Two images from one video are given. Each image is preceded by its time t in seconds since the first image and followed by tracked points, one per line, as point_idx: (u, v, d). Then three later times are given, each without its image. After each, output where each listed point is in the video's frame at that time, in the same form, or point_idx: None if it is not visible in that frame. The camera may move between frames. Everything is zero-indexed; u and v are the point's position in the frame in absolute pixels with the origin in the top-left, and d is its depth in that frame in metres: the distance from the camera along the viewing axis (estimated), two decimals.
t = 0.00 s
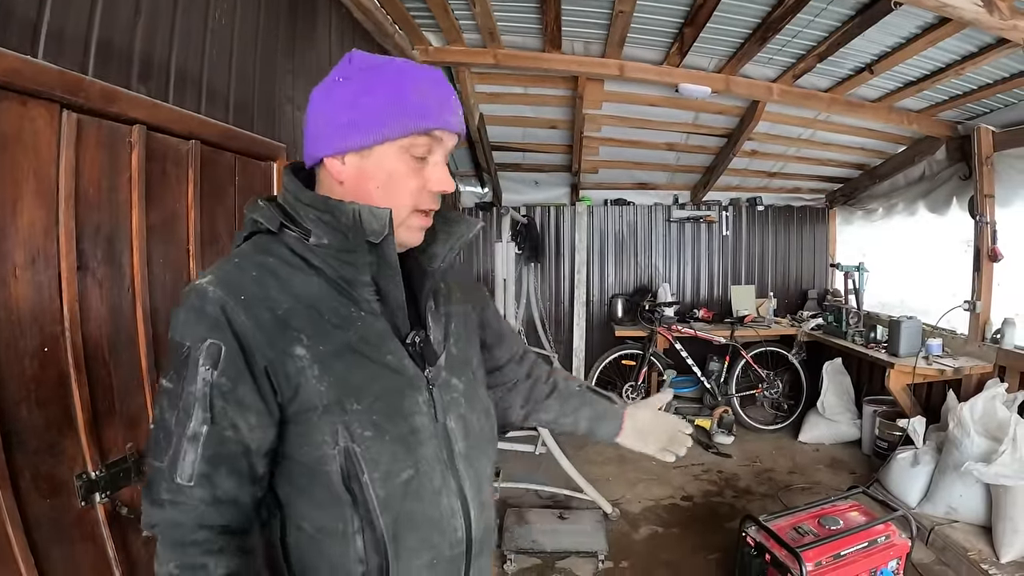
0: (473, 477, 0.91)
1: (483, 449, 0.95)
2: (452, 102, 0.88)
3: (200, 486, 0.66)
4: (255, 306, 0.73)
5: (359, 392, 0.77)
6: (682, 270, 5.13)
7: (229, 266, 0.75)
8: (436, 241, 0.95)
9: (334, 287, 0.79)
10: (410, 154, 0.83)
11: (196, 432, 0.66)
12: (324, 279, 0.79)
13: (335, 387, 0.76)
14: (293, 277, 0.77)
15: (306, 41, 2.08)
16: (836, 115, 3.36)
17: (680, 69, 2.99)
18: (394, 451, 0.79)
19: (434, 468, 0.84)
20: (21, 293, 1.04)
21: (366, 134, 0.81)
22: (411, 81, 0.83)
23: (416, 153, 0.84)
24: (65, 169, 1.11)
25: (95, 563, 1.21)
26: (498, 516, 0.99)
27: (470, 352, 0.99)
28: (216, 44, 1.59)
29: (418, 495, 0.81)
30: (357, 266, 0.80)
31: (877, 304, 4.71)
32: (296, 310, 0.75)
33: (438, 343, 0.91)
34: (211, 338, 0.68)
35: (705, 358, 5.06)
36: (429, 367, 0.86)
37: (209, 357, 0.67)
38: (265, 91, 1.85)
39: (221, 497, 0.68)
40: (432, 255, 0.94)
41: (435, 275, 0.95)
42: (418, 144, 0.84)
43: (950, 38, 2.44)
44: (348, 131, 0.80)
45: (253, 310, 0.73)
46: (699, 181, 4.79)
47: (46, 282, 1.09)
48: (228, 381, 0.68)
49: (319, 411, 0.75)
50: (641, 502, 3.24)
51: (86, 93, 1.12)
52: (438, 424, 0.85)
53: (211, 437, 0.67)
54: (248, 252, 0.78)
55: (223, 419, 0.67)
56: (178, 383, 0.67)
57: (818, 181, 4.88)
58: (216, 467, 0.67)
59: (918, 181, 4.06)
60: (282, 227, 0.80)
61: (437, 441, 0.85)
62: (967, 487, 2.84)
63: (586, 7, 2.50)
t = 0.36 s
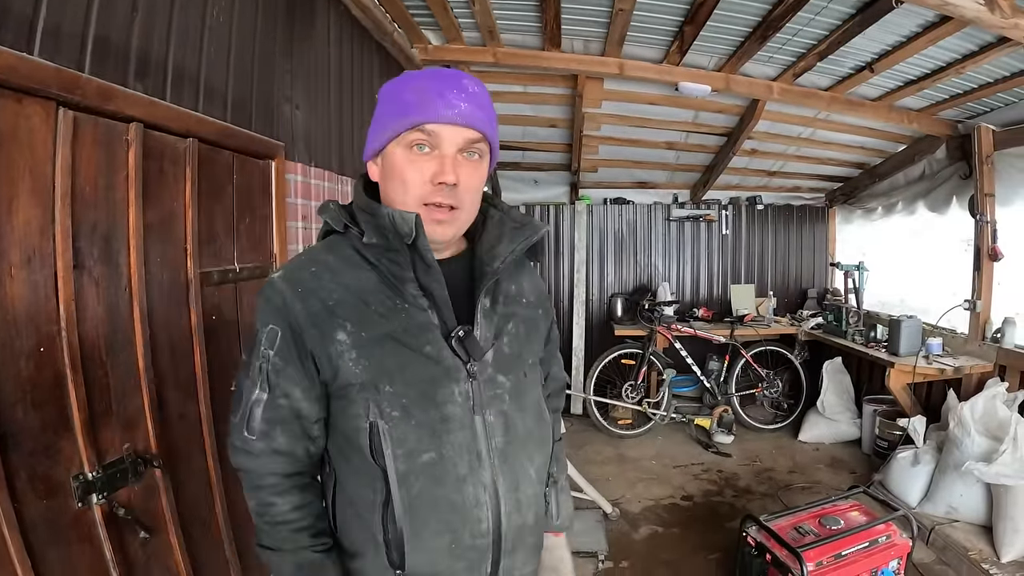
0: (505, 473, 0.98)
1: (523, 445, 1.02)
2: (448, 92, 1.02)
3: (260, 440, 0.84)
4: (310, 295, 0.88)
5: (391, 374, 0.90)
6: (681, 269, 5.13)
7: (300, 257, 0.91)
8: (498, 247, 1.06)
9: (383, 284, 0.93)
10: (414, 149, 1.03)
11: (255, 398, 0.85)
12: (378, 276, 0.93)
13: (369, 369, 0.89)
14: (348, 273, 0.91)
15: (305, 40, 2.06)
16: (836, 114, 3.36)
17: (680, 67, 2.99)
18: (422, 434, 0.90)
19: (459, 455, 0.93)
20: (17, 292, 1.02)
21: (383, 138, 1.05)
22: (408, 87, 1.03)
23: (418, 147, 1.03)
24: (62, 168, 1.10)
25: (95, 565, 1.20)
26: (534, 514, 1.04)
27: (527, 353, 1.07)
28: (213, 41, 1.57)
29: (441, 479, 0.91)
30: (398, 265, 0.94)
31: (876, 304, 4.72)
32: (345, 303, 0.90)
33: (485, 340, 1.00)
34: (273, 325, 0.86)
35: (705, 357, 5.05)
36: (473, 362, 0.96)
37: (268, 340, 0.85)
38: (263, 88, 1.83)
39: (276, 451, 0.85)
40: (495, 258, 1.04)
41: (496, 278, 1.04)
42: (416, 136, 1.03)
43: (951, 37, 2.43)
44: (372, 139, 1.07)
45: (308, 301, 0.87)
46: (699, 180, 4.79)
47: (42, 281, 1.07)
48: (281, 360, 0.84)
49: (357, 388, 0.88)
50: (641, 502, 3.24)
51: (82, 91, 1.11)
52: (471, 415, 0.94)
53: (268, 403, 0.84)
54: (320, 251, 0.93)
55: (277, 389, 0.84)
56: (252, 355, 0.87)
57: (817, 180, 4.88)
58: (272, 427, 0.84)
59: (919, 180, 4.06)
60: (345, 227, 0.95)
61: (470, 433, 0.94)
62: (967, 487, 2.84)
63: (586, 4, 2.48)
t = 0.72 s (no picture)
0: (496, 467, 1.01)
1: (519, 445, 1.03)
2: (460, 98, 1.08)
3: (266, 398, 0.90)
4: (333, 278, 0.99)
5: (394, 359, 0.99)
6: (681, 268, 5.13)
7: (336, 251, 1.04)
8: (512, 243, 1.10)
9: (401, 276, 1.03)
10: (432, 154, 1.09)
11: (273, 360, 0.92)
12: (396, 268, 1.04)
13: (375, 351, 0.99)
14: (370, 265, 1.03)
15: (304, 39, 2.06)
16: (837, 113, 3.36)
17: (680, 66, 2.98)
18: (416, 417, 0.98)
19: (449, 442, 0.99)
20: (15, 292, 1.02)
21: (405, 146, 1.12)
22: (422, 98, 1.11)
23: (437, 152, 1.09)
24: (60, 166, 1.09)
25: (93, 566, 1.19)
26: (530, 515, 1.06)
27: (539, 350, 1.07)
28: (212, 40, 1.56)
29: (429, 461, 0.99)
30: (409, 258, 1.03)
31: (877, 303, 4.72)
32: (363, 289, 1.00)
33: (490, 333, 1.04)
34: (303, 298, 0.97)
35: (705, 356, 5.06)
36: (473, 353, 1.01)
37: (298, 309, 0.96)
38: (263, 87, 1.82)
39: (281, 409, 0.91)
40: (507, 252, 1.09)
41: (508, 273, 1.08)
42: (433, 142, 1.10)
43: (952, 36, 2.42)
44: (395, 147, 1.15)
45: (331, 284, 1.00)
46: (698, 180, 4.79)
47: (41, 280, 1.06)
48: (307, 328, 0.95)
49: (364, 367, 0.99)
50: (641, 502, 3.24)
51: (81, 89, 1.10)
52: (465, 407, 1.00)
53: (282, 367, 0.92)
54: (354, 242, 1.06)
55: (295, 353, 0.93)
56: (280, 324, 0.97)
57: (817, 180, 4.88)
58: (281, 388, 0.91)
59: (919, 179, 4.06)
60: (374, 227, 1.07)
61: (463, 422, 1.00)
62: (968, 486, 2.84)
63: (587, 3, 2.48)
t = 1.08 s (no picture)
0: (498, 462, 1.03)
1: (522, 441, 1.05)
2: (466, 94, 1.09)
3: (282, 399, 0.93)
4: (340, 279, 1.04)
5: (399, 353, 1.01)
6: (681, 267, 5.13)
7: (343, 251, 1.09)
8: (518, 241, 1.11)
9: (407, 275, 1.07)
10: (439, 150, 1.09)
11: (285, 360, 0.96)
12: (402, 267, 1.07)
13: (381, 345, 1.01)
14: (376, 264, 1.06)
15: (303, 38, 2.05)
16: (837, 112, 3.36)
17: (680, 65, 2.98)
18: (420, 410, 1.00)
19: (452, 437, 1.01)
20: (13, 292, 1.01)
21: (411, 144, 1.12)
22: (427, 96, 1.11)
23: (444, 148, 1.10)
24: (57, 166, 1.09)
25: (92, 567, 1.18)
26: (530, 512, 1.07)
27: (543, 347, 1.08)
28: (211, 38, 1.56)
29: (431, 454, 1.01)
30: (415, 257, 1.05)
31: (876, 302, 4.75)
32: (369, 288, 1.04)
33: (494, 330, 1.05)
34: (312, 300, 1.02)
35: (705, 356, 5.07)
36: (477, 349, 1.03)
37: (300, 311, 1.01)
38: (262, 86, 1.81)
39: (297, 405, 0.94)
40: (513, 251, 1.10)
41: (513, 271, 1.09)
42: (441, 137, 1.10)
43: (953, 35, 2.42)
44: (402, 145, 1.15)
45: (340, 282, 1.04)
46: (699, 179, 4.79)
47: (39, 280, 1.06)
48: (310, 330, 1.00)
49: (371, 361, 1.01)
50: (641, 501, 3.24)
51: (78, 88, 1.09)
52: (469, 401, 1.02)
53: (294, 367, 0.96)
54: (362, 241, 1.10)
55: (304, 354, 0.98)
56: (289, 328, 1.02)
57: (817, 179, 4.89)
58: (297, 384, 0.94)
59: (919, 179, 4.06)
60: (382, 225, 1.13)
61: (465, 417, 1.02)
62: (968, 486, 2.84)
63: (587, 3, 2.48)
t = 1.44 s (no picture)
0: (506, 456, 1.03)
1: (528, 434, 1.05)
2: (468, 95, 1.09)
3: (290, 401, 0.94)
4: (345, 282, 1.03)
5: (405, 351, 1.01)
6: (681, 266, 5.13)
7: (346, 254, 1.09)
8: (519, 237, 1.11)
9: (410, 275, 1.06)
10: (443, 151, 1.09)
11: (293, 365, 0.97)
12: (406, 267, 1.07)
13: (387, 344, 1.01)
14: (379, 265, 1.06)
15: (302, 37, 2.04)
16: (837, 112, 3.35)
17: (681, 64, 2.97)
18: (427, 406, 1.00)
19: (459, 431, 1.01)
20: (11, 291, 1.01)
21: (414, 147, 1.11)
22: (428, 99, 1.10)
23: (447, 149, 1.09)
24: (56, 163, 1.08)
25: (92, 566, 1.18)
26: (538, 506, 1.07)
27: (546, 342, 1.08)
28: (210, 36, 1.55)
29: (439, 449, 1.00)
30: (418, 256, 1.05)
31: (876, 301, 4.75)
32: (374, 289, 1.03)
33: (498, 325, 1.05)
34: (315, 306, 1.02)
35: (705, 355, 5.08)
36: (482, 345, 1.03)
37: (310, 316, 1.01)
38: (261, 84, 1.81)
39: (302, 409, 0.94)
40: (514, 247, 1.10)
41: (516, 267, 1.09)
42: (445, 139, 1.09)
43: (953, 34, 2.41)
44: (404, 147, 1.14)
45: (344, 286, 1.03)
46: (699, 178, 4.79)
47: (38, 278, 1.05)
48: (318, 334, 1.00)
49: (377, 360, 1.01)
50: (641, 500, 3.24)
51: (77, 87, 1.09)
52: (475, 396, 1.01)
53: (300, 372, 0.96)
54: (364, 245, 1.10)
55: (311, 358, 0.97)
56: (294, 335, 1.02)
57: (817, 178, 4.88)
58: (301, 389, 0.94)
59: (919, 178, 4.06)
60: (384, 228, 1.13)
61: (472, 412, 1.01)
62: (967, 485, 2.84)
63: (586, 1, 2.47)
